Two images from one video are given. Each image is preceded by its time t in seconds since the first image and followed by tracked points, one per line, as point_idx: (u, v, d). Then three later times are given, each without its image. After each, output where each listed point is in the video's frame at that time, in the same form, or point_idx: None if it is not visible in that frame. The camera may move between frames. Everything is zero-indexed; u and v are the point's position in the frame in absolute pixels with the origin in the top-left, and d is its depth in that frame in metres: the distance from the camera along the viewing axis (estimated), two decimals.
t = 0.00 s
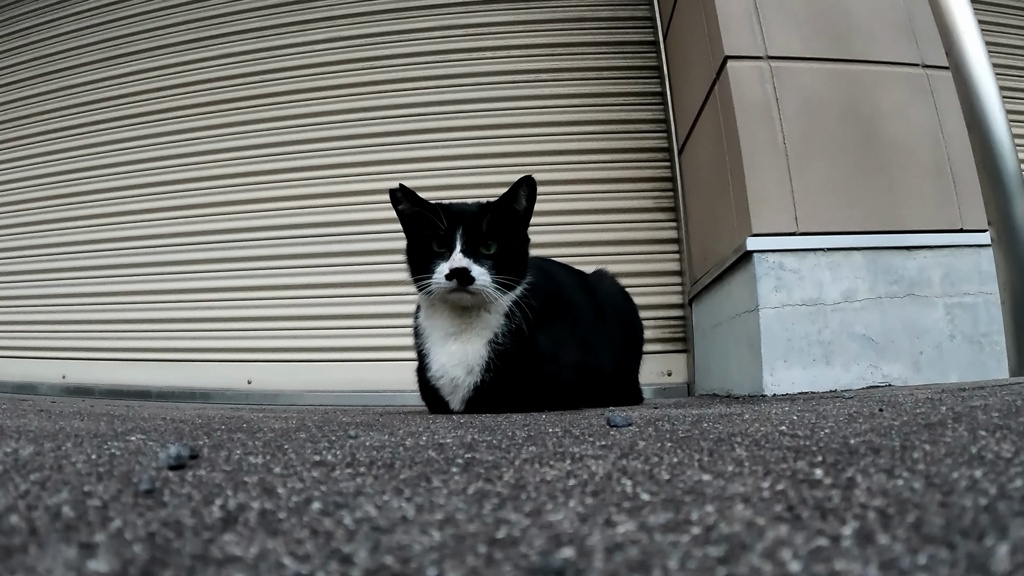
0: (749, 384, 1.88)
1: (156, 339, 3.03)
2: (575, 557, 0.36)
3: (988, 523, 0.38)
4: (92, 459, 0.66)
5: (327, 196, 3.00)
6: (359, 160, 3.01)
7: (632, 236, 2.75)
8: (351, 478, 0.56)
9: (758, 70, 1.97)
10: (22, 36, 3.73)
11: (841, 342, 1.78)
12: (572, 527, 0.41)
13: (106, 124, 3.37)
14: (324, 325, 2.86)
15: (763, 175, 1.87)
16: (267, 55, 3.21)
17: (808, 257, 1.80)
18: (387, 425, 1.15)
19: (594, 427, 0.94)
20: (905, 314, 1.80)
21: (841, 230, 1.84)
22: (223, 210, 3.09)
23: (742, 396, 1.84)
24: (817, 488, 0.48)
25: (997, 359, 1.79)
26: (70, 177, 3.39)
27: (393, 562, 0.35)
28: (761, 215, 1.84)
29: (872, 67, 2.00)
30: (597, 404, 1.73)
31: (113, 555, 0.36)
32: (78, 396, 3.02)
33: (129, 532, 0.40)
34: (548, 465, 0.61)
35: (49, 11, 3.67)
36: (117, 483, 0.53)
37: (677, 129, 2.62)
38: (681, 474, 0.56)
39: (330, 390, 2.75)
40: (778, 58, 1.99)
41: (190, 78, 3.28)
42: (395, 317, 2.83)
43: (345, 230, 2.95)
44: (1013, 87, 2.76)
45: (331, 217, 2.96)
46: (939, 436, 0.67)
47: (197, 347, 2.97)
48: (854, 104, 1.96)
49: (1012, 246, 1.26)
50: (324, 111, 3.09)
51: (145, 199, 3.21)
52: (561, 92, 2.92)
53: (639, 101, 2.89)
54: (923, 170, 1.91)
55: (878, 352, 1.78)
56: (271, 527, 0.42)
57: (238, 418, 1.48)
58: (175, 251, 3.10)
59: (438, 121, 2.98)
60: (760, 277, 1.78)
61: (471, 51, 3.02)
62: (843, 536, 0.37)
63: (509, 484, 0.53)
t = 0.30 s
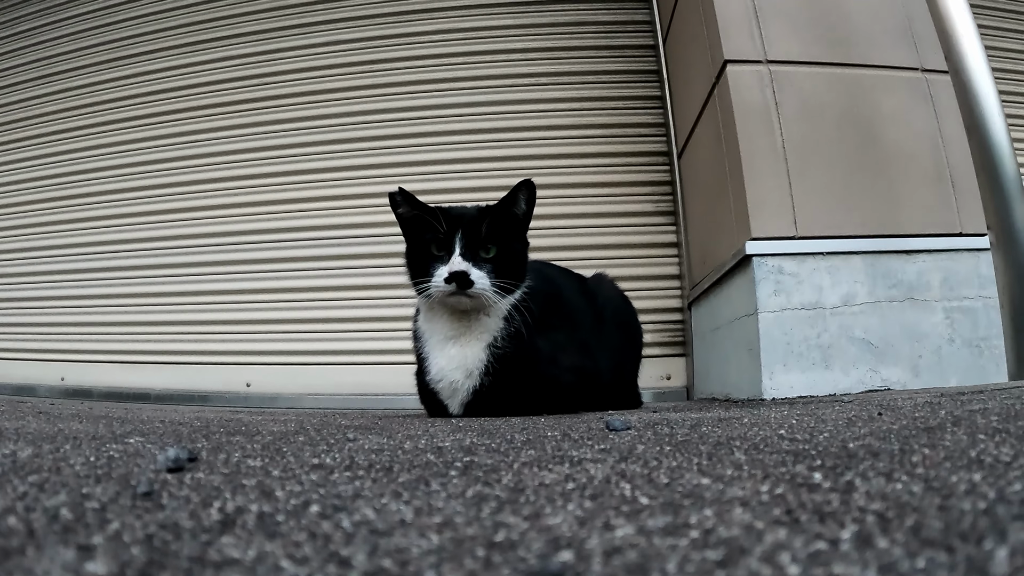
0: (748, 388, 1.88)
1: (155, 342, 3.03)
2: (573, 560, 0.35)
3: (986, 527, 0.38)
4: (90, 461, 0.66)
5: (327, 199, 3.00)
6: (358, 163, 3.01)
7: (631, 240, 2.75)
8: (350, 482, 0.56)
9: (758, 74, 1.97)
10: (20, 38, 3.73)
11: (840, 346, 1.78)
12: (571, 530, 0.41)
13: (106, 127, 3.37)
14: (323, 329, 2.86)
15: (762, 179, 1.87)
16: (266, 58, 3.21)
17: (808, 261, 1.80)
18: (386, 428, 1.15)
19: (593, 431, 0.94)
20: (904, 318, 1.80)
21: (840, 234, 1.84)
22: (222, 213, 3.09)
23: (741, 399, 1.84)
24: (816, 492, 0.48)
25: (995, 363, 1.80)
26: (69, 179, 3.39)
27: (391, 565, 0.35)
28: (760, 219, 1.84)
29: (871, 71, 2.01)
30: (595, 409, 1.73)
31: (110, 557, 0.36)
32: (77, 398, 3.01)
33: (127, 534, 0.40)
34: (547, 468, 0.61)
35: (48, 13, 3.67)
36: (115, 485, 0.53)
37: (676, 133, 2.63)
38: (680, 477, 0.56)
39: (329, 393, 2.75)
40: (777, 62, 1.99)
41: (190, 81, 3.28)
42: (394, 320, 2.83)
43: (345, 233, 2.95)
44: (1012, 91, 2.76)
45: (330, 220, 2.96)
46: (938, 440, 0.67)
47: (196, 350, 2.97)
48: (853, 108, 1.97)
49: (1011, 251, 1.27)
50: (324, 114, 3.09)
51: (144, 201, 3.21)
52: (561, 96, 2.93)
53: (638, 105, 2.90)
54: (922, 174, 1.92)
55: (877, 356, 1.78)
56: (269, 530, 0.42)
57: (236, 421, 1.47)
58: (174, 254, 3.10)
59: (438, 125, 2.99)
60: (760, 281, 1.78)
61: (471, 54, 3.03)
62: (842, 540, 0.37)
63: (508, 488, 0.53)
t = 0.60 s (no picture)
0: (748, 390, 1.88)
1: (154, 343, 3.03)
2: (573, 562, 0.35)
3: (987, 528, 0.38)
4: (90, 462, 0.66)
5: (326, 201, 3.00)
6: (358, 165, 3.01)
7: (631, 242, 2.75)
8: (349, 483, 0.56)
9: (757, 76, 1.98)
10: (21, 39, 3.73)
11: (840, 348, 1.78)
12: (570, 532, 0.41)
13: (105, 128, 3.38)
14: (322, 330, 2.86)
15: (762, 181, 1.87)
16: (266, 59, 3.22)
17: (807, 262, 1.80)
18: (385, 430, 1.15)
19: (593, 433, 0.94)
20: (904, 320, 1.80)
21: (840, 236, 1.84)
22: (222, 215, 3.09)
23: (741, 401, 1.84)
24: (816, 494, 0.48)
25: (995, 365, 1.80)
26: (69, 180, 3.39)
27: (391, 566, 0.35)
28: (760, 221, 1.84)
29: (871, 73, 2.01)
30: (595, 410, 1.73)
31: (108, 559, 0.36)
32: (77, 399, 3.01)
33: (127, 535, 0.40)
34: (547, 470, 0.61)
35: (49, 14, 3.68)
36: (115, 487, 0.53)
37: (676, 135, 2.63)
38: (680, 479, 0.56)
39: (329, 394, 2.75)
40: (777, 64, 1.99)
41: (190, 83, 3.28)
42: (394, 322, 2.83)
43: (345, 234, 2.95)
44: (1012, 93, 2.76)
45: (330, 222, 2.97)
46: (938, 442, 0.67)
47: (196, 351, 2.97)
48: (853, 110, 1.97)
49: (1011, 253, 1.27)
50: (324, 116, 3.09)
51: (144, 203, 3.21)
52: (560, 98, 2.93)
53: (638, 107, 2.90)
54: (922, 176, 1.92)
55: (877, 358, 1.78)
56: (269, 531, 0.42)
57: (236, 422, 1.47)
58: (174, 255, 3.10)
59: (438, 127, 2.99)
60: (759, 283, 1.78)
61: (471, 56, 3.04)
62: (842, 541, 0.37)
63: (508, 490, 0.53)
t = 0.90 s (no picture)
0: (747, 392, 1.88)
1: (153, 345, 3.03)
2: (572, 564, 0.35)
3: (986, 531, 0.38)
4: (89, 464, 0.66)
5: (325, 202, 3.00)
6: (358, 166, 3.02)
7: (630, 244, 2.75)
8: (348, 486, 0.56)
9: (757, 79, 1.98)
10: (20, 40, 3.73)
11: (839, 350, 1.78)
12: (569, 534, 0.41)
13: (105, 129, 3.38)
14: (321, 332, 2.86)
15: (762, 184, 1.88)
16: (266, 60, 3.22)
17: (807, 264, 1.80)
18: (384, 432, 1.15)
19: (591, 435, 0.94)
20: (904, 323, 1.80)
21: (840, 239, 1.84)
22: (221, 216, 3.09)
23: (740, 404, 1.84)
24: (815, 496, 0.48)
25: (994, 367, 1.80)
26: (67, 180, 3.40)
27: (389, 568, 0.35)
28: (759, 223, 1.84)
29: (871, 75, 2.02)
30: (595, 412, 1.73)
31: (108, 560, 0.36)
32: (75, 400, 3.01)
33: (126, 537, 0.40)
34: (546, 472, 0.61)
35: (48, 15, 3.68)
36: (114, 488, 0.53)
37: (675, 136, 2.63)
38: (679, 481, 0.56)
39: (327, 396, 2.75)
40: (776, 66, 2.00)
41: (189, 84, 3.29)
42: (393, 323, 2.83)
43: (344, 236, 2.95)
44: (1011, 95, 2.77)
45: (329, 223, 2.97)
46: (937, 444, 0.67)
47: (194, 352, 2.97)
48: (852, 113, 1.97)
49: (1011, 254, 1.27)
50: (324, 117, 3.10)
51: (143, 204, 3.21)
52: (560, 100, 2.94)
53: (637, 109, 2.91)
54: (922, 179, 1.92)
55: (876, 360, 1.78)
56: (268, 533, 0.42)
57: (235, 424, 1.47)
58: (173, 256, 3.10)
59: (437, 128, 3.00)
60: (759, 285, 1.78)
61: (471, 58, 3.04)
62: (841, 543, 0.37)
63: (507, 492, 0.53)
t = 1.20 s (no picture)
0: (746, 393, 1.88)
1: (152, 346, 3.03)
2: (571, 565, 0.35)
3: (985, 532, 0.38)
4: (88, 464, 0.66)
5: (325, 203, 3.00)
6: (357, 167, 3.02)
7: (629, 245, 2.76)
8: (347, 486, 0.56)
9: (756, 80, 1.98)
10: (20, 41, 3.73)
11: (838, 352, 1.78)
12: (568, 535, 0.41)
13: (105, 130, 3.38)
14: (320, 333, 2.86)
15: (761, 185, 1.88)
16: (266, 61, 3.22)
17: (806, 265, 1.81)
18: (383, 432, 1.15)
19: (590, 436, 0.94)
20: (903, 324, 1.80)
21: (839, 240, 1.84)
22: (221, 217, 3.09)
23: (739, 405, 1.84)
24: (815, 497, 0.48)
25: (993, 368, 1.80)
26: (67, 181, 3.40)
27: (388, 569, 0.35)
28: (759, 224, 1.84)
29: (871, 76, 2.02)
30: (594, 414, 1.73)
31: (106, 561, 0.36)
32: (74, 401, 3.01)
33: (125, 538, 0.40)
34: (545, 474, 0.61)
35: (48, 16, 3.69)
36: (113, 488, 0.53)
37: (675, 137, 2.64)
38: (678, 482, 0.56)
39: (326, 397, 2.75)
40: (775, 68, 2.00)
41: (189, 84, 3.29)
42: (392, 325, 2.83)
43: (343, 237, 2.95)
44: (1010, 95, 2.77)
45: (328, 224, 2.97)
46: (937, 445, 0.67)
47: (193, 353, 2.96)
48: (851, 114, 1.98)
49: (1010, 254, 1.27)
50: (323, 118, 3.10)
51: (143, 205, 3.21)
52: (559, 101, 2.94)
53: (637, 110, 2.91)
54: (921, 180, 1.92)
55: (875, 361, 1.78)
56: (266, 534, 0.42)
57: (235, 424, 1.47)
58: (172, 257, 3.10)
59: (436, 129, 3.00)
60: (758, 286, 1.78)
61: (471, 59, 3.04)
62: (841, 544, 0.37)
63: (506, 493, 0.53)
